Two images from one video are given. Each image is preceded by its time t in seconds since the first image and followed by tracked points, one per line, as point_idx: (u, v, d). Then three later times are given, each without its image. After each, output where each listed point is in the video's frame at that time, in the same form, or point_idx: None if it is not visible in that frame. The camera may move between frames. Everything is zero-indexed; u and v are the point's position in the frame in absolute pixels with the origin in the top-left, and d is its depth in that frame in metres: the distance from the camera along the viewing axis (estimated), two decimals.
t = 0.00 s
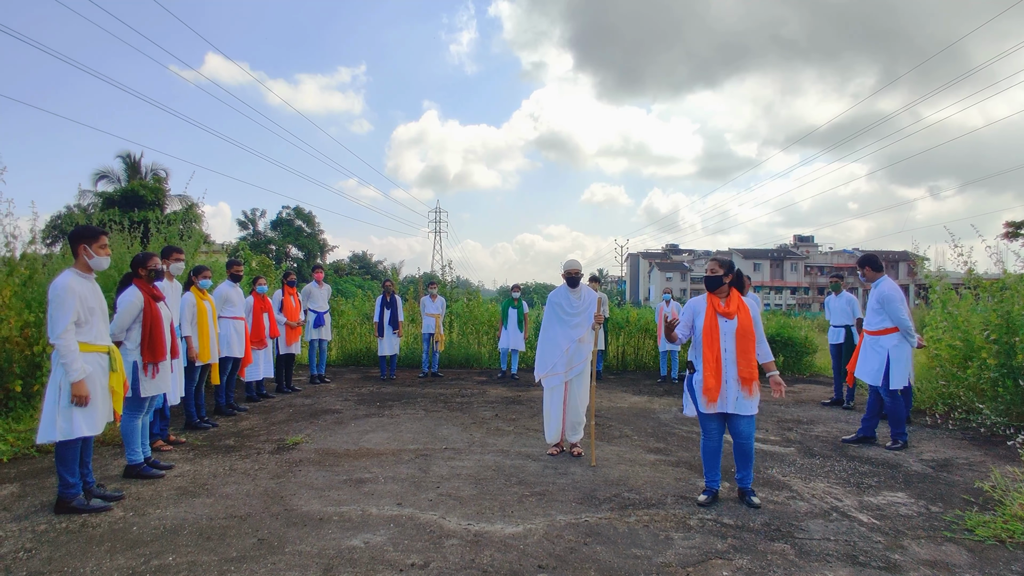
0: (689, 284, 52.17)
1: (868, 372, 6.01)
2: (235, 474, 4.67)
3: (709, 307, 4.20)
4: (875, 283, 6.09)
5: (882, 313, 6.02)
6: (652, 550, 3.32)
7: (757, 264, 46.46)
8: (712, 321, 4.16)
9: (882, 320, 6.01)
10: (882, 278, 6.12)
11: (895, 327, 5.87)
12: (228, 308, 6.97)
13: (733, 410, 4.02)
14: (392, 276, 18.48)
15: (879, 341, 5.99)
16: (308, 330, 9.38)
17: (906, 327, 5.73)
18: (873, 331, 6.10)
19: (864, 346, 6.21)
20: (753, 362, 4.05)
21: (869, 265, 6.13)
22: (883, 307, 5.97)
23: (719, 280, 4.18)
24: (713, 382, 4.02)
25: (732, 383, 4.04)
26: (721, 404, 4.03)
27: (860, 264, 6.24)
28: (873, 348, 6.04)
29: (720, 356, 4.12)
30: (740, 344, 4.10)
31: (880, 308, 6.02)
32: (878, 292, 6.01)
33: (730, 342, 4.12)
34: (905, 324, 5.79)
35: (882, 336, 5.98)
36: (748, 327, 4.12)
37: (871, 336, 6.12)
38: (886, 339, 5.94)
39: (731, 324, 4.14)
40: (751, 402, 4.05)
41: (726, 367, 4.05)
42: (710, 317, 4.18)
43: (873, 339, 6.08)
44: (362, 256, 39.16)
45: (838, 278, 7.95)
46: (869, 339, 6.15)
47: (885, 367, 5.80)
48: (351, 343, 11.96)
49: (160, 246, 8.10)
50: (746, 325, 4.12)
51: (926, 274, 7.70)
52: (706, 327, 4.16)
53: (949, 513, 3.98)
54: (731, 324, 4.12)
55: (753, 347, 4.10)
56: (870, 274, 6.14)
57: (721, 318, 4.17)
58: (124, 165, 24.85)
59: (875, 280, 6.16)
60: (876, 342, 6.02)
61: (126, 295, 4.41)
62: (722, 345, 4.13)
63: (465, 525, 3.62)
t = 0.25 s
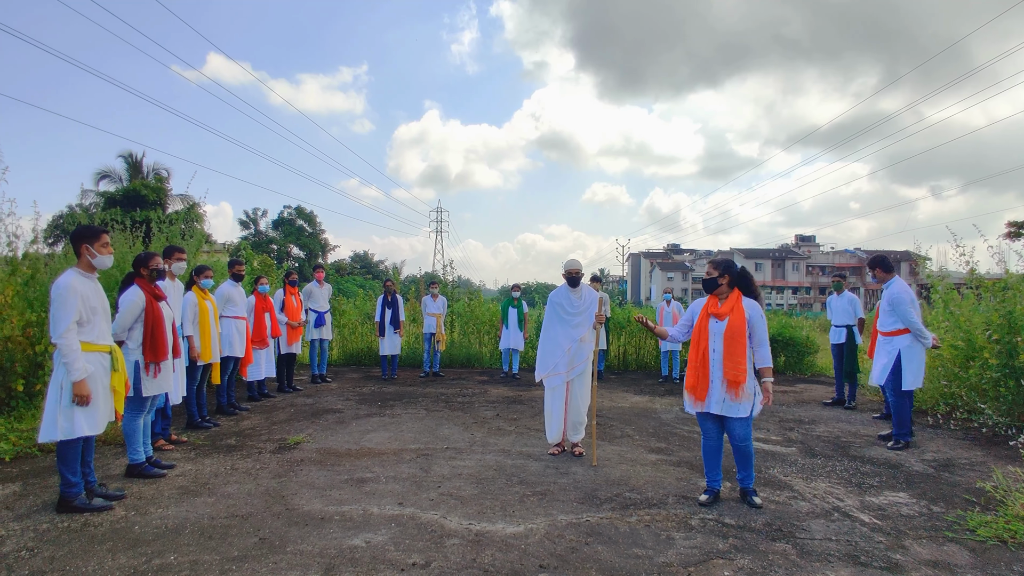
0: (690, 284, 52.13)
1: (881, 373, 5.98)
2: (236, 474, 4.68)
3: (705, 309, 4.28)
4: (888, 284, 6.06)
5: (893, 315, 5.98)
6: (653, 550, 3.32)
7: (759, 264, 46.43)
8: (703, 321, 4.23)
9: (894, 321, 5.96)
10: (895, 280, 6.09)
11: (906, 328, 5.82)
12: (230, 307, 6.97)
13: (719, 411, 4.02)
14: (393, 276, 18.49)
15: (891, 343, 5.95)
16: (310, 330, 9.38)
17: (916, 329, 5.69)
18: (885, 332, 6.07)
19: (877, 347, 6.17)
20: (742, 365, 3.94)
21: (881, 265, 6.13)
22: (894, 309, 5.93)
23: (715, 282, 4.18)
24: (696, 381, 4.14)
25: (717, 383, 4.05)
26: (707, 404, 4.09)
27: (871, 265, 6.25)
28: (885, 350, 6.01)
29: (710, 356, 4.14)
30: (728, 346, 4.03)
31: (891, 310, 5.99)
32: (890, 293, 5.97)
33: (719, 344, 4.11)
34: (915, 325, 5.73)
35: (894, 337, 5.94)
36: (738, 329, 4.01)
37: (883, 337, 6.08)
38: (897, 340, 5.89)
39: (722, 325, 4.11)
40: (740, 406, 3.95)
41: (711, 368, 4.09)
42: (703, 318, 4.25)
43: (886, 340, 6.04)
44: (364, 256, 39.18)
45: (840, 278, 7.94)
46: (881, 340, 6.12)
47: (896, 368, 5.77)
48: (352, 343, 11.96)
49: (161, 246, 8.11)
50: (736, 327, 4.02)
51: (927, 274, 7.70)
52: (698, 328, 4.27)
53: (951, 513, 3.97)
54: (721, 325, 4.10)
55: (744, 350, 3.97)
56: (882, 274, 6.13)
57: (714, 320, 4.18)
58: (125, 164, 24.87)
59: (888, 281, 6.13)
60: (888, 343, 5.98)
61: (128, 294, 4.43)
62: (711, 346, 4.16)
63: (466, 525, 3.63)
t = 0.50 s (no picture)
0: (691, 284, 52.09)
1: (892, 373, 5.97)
2: (237, 474, 4.68)
3: (704, 308, 4.33)
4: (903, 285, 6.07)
5: (907, 315, 5.97)
6: (654, 550, 3.32)
7: (760, 263, 46.39)
8: (699, 321, 4.28)
9: (908, 322, 5.95)
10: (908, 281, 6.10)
11: (920, 329, 5.82)
12: (231, 308, 6.98)
13: (708, 410, 4.06)
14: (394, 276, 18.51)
15: (904, 343, 5.94)
16: (311, 330, 9.39)
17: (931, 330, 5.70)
18: (896, 333, 6.06)
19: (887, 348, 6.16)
20: (727, 365, 3.94)
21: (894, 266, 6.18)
22: (909, 309, 5.93)
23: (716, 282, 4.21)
24: (688, 379, 4.25)
25: (706, 382, 4.10)
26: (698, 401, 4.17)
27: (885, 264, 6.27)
28: (897, 350, 6.00)
29: (703, 356, 4.19)
30: (715, 345, 4.04)
31: (906, 310, 5.97)
32: (905, 294, 5.96)
33: (710, 343, 4.14)
34: (931, 325, 5.73)
35: (907, 337, 5.92)
36: (727, 329, 4.00)
37: (895, 337, 6.07)
38: (911, 340, 5.88)
39: (715, 325, 4.13)
40: (726, 406, 3.95)
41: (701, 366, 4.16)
42: (700, 317, 4.31)
43: (898, 341, 6.02)
44: (365, 256, 39.21)
45: (842, 278, 7.93)
46: (892, 340, 6.11)
47: (909, 368, 5.78)
48: (353, 343, 11.97)
49: (162, 246, 8.13)
50: (725, 327, 4.02)
51: (929, 274, 7.67)
52: (695, 327, 4.34)
53: (952, 513, 3.96)
54: (713, 324, 4.13)
55: (731, 350, 3.96)
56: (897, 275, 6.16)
57: (709, 319, 4.22)
58: (127, 165, 24.90)
59: (902, 282, 6.15)
60: (901, 344, 5.97)
61: (130, 294, 4.44)
62: (703, 345, 4.21)
63: (467, 525, 3.63)
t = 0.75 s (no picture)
0: (693, 283, 52.04)
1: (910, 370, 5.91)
2: (239, 473, 4.69)
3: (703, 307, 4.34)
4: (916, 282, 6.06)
5: (922, 312, 5.95)
6: (656, 549, 3.32)
7: (762, 262, 46.34)
8: (696, 320, 4.31)
9: (924, 318, 5.92)
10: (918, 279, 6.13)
11: (938, 325, 5.81)
12: (233, 307, 6.99)
13: (702, 407, 4.10)
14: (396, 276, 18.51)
15: (922, 340, 5.89)
16: (312, 330, 9.39)
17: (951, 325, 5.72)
18: (911, 329, 6.02)
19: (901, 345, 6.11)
20: (716, 362, 3.98)
21: (907, 263, 6.22)
22: (926, 305, 5.91)
23: (717, 279, 4.20)
24: (685, 378, 4.29)
25: (699, 379, 4.15)
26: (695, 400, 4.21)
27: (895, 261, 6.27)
28: (913, 347, 5.95)
29: (698, 355, 4.23)
30: (706, 343, 4.08)
31: (922, 307, 5.94)
32: (921, 290, 5.94)
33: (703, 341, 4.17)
34: (951, 320, 5.75)
35: (924, 334, 5.89)
36: (718, 327, 4.03)
37: (910, 335, 6.03)
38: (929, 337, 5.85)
39: (708, 323, 4.16)
40: (717, 403, 3.97)
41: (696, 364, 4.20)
42: (698, 316, 4.34)
43: (913, 338, 5.98)
44: (366, 256, 39.24)
45: (844, 276, 7.93)
46: (906, 337, 6.06)
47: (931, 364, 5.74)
48: (355, 343, 11.98)
49: (164, 246, 8.14)
50: (715, 325, 4.05)
51: (931, 272, 7.65)
52: (693, 327, 4.37)
53: (954, 512, 3.95)
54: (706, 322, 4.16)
55: (720, 347, 3.99)
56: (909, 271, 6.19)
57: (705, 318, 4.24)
58: (128, 165, 24.94)
59: (914, 279, 6.15)
60: (918, 340, 5.92)
61: (131, 294, 4.44)
62: (698, 343, 4.24)
63: (468, 524, 3.63)
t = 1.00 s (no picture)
0: (694, 283, 51.99)
1: (920, 367, 5.92)
2: (240, 473, 4.69)
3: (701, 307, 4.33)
4: (926, 278, 6.05)
5: (932, 308, 5.94)
6: (657, 548, 3.32)
7: (763, 261, 46.28)
8: (696, 320, 4.29)
9: (933, 315, 5.92)
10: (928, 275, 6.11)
11: (948, 321, 5.81)
12: (234, 307, 6.99)
13: (706, 407, 4.08)
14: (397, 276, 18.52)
15: (931, 336, 5.89)
16: (313, 329, 9.39)
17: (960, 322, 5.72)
18: (920, 326, 6.02)
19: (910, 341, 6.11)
20: (719, 361, 3.97)
21: (918, 259, 6.14)
22: (936, 302, 5.90)
23: (721, 278, 4.17)
24: (688, 379, 4.26)
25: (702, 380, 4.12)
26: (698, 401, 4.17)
27: (906, 257, 6.23)
28: (922, 344, 5.95)
29: (700, 354, 4.20)
30: (709, 342, 4.07)
31: (933, 303, 5.93)
32: (931, 286, 5.93)
33: (705, 341, 4.15)
34: (961, 316, 5.75)
35: (934, 330, 5.88)
36: (719, 325, 4.01)
37: (919, 331, 6.03)
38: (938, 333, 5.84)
39: (709, 322, 4.14)
40: (721, 402, 3.96)
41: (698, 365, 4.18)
42: (697, 316, 4.32)
43: (923, 334, 5.97)
44: (368, 256, 39.25)
45: (847, 275, 7.93)
46: (916, 334, 6.06)
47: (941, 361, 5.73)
48: (356, 342, 11.99)
49: (165, 246, 8.15)
50: (717, 323, 4.04)
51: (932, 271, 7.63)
52: (693, 327, 4.34)
53: (956, 511, 3.95)
54: (707, 321, 4.15)
55: (723, 345, 3.98)
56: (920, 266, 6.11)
57: (704, 317, 4.22)
58: (130, 165, 24.96)
59: (924, 274, 6.11)
60: (928, 337, 5.91)
61: (132, 294, 4.44)
62: (699, 343, 4.21)
63: (469, 524, 3.63)
